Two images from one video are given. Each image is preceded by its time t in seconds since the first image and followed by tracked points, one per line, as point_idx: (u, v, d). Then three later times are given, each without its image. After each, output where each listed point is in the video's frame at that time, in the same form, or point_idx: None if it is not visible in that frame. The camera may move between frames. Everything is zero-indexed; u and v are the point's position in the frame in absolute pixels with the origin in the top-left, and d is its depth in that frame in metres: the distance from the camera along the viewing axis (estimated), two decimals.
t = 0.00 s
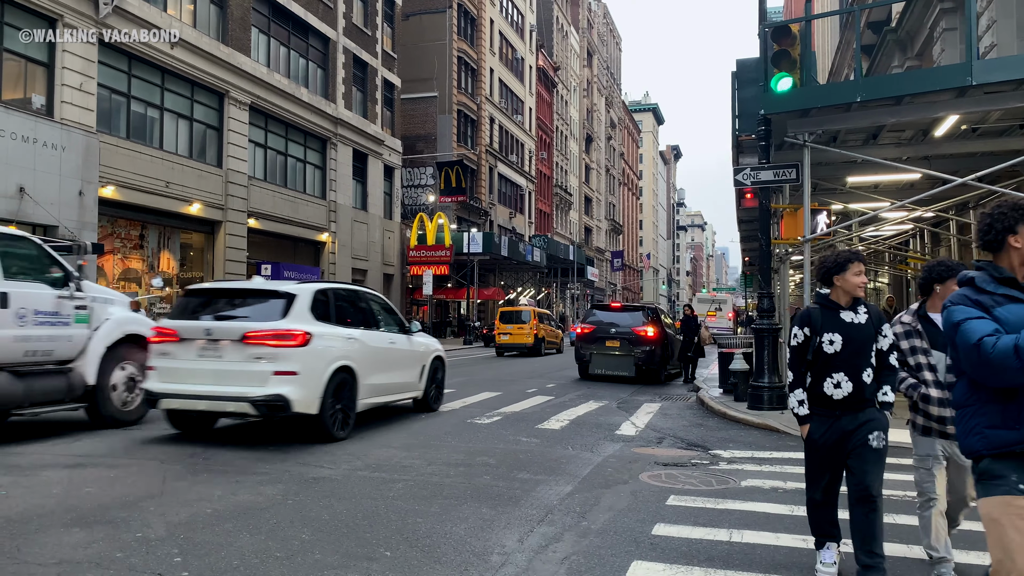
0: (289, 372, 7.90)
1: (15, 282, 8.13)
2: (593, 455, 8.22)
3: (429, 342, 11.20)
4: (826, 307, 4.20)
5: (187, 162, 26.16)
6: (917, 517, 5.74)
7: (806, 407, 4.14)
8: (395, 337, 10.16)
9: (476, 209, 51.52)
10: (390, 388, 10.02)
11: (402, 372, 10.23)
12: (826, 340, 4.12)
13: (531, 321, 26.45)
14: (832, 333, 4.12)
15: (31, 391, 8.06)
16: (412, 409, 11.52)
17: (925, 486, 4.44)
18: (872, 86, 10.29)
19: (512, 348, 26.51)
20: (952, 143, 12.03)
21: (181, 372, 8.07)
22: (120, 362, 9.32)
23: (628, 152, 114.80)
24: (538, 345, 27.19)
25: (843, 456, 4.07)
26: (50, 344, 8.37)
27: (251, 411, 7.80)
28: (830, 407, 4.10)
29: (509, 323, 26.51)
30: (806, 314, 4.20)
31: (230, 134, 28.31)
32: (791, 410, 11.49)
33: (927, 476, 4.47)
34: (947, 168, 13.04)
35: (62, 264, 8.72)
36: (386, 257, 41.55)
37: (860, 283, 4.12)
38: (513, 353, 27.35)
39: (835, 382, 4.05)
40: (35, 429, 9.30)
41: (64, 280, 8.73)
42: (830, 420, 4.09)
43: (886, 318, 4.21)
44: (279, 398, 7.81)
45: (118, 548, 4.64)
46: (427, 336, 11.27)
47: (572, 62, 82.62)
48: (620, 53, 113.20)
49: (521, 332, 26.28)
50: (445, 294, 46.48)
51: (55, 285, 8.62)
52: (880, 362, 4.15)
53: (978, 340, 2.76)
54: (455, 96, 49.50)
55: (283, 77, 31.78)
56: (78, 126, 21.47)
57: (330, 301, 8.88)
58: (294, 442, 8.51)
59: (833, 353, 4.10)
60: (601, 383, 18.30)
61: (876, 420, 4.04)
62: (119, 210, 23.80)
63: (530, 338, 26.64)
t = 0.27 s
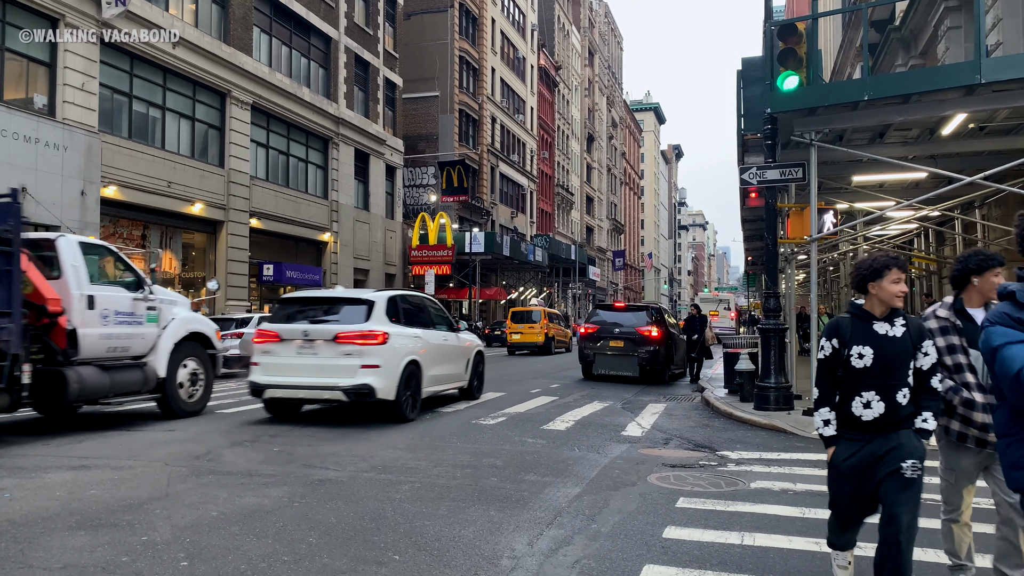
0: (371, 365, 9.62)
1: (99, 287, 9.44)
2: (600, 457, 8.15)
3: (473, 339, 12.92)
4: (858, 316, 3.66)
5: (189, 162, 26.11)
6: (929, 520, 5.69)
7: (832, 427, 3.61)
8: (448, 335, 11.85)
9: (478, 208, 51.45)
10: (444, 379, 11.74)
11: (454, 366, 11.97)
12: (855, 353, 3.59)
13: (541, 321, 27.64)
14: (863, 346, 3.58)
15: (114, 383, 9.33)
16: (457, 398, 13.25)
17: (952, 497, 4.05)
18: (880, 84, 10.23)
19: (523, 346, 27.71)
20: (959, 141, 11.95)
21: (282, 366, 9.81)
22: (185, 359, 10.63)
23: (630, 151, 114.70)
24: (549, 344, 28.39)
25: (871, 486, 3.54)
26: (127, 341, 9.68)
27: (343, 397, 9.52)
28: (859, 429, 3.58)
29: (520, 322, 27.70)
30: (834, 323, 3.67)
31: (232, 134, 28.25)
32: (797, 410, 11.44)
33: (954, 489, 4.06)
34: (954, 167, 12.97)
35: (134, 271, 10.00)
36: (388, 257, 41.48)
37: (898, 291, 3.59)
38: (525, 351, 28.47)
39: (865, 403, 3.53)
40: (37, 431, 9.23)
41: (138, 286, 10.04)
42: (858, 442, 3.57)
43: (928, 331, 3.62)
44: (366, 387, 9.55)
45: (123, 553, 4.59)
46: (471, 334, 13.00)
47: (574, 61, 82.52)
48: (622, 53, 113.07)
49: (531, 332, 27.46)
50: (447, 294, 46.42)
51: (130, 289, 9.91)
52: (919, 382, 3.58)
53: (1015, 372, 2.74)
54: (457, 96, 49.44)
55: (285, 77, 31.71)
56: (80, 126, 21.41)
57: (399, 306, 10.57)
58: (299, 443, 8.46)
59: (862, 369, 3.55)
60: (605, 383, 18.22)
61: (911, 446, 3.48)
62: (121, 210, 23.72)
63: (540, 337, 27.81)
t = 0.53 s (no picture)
0: (428, 359, 11.31)
1: (164, 293, 10.29)
2: (605, 460, 8.07)
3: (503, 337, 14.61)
4: (887, 311, 3.41)
5: (190, 162, 26.04)
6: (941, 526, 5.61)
7: (863, 424, 3.31)
8: (485, 334, 13.57)
9: (479, 209, 51.35)
10: (484, 372, 13.48)
11: (490, 360, 13.67)
12: (887, 353, 3.34)
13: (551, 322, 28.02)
14: (894, 344, 3.33)
15: (178, 380, 10.16)
16: (490, 389, 14.92)
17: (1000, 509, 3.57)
18: (887, 83, 10.14)
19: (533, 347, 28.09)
20: (966, 141, 11.86)
21: (351, 360, 11.48)
22: (234, 358, 11.49)
23: (631, 151, 114.63)
24: (558, 344, 28.75)
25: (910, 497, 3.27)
26: (188, 342, 10.51)
27: (405, 386, 11.22)
28: (895, 433, 3.30)
29: (530, 323, 28.01)
30: (863, 319, 3.43)
31: (233, 134, 28.19)
32: (803, 413, 11.38)
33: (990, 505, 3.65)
34: (960, 167, 12.88)
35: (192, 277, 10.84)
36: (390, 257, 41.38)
37: (931, 281, 3.33)
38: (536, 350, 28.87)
39: (900, 406, 3.28)
40: (39, 434, 9.17)
41: (195, 291, 10.88)
42: (896, 444, 3.29)
43: (964, 324, 3.38)
44: (426, 377, 11.26)
45: (125, 560, 4.52)
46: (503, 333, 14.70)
47: (575, 61, 82.40)
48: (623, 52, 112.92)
49: (541, 333, 27.82)
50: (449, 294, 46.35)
51: (189, 294, 10.75)
52: (958, 383, 3.34)
53: None
54: (458, 96, 49.37)
55: (286, 77, 31.63)
56: (81, 126, 21.32)
57: (448, 310, 12.28)
58: (301, 446, 8.39)
59: (895, 369, 3.32)
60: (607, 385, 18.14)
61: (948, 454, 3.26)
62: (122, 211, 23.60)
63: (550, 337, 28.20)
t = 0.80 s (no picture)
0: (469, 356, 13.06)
1: (217, 296, 11.31)
2: (610, 463, 8.00)
3: (528, 337, 16.37)
4: (921, 327, 3.09)
5: (191, 163, 25.98)
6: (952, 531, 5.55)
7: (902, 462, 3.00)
8: (516, 333, 15.38)
9: (480, 210, 51.28)
10: (513, 367, 15.31)
11: (518, 357, 15.45)
12: (925, 375, 3.02)
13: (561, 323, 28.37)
14: (933, 365, 3.01)
15: (232, 376, 11.16)
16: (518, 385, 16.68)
17: None
18: (893, 84, 10.08)
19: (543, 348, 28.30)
20: (972, 142, 11.79)
21: (404, 356, 13.22)
22: (278, 357, 12.50)
23: (632, 153, 114.57)
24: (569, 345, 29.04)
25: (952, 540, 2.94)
26: (238, 341, 11.50)
27: (451, 378, 13.00)
28: (934, 468, 2.99)
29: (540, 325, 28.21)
30: (893, 338, 3.12)
31: (235, 135, 28.13)
32: (809, 415, 11.31)
33: None
34: (966, 168, 12.81)
35: (240, 281, 11.78)
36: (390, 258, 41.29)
37: (970, 292, 3.02)
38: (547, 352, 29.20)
39: (941, 438, 2.97)
40: (40, 436, 9.10)
41: (242, 294, 11.89)
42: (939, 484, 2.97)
43: (1010, 338, 3.05)
44: (468, 371, 13.02)
45: (126, 565, 4.45)
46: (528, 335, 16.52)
47: (576, 62, 82.34)
48: (624, 54, 112.91)
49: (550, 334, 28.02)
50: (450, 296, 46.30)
51: (237, 297, 11.74)
52: (1005, 406, 3.02)
53: None
54: (459, 97, 49.32)
55: (288, 78, 31.59)
56: (82, 127, 21.27)
57: (486, 313, 14.03)
58: (304, 448, 8.32)
59: (934, 394, 3.00)
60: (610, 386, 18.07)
61: (998, 491, 2.94)
62: (122, 212, 23.53)
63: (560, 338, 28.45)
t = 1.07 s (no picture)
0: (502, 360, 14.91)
1: (263, 300, 12.21)
2: (616, 466, 7.96)
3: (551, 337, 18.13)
4: (969, 313, 2.80)
5: (193, 165, 25.95)
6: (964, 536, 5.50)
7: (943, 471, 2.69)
8: (541, 333, 17.18)
9: (481, 211, 51.25)
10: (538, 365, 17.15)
11: (544, 355, 17.21)
12: (975, 368, 2.72)
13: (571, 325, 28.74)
14: (985, 357, 2.71)
15: (277, 373, 12.05)
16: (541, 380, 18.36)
17: None
18: (899, 86, 10.05)
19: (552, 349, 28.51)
20: (977, 144, 11.76)
21: (446, 353, 15.05)
22: (315, 357, 13.39)
23: (633, 155, 114.54)
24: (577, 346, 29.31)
25: (1008, 560, 2.62)
26: (281, 342, 12.37)
27: (487, 373, 14.81)
28: (977, 476, 2.70)
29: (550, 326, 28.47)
30: (939, 324, 2.81)
31: (236, 137, 28.11)
32: (813, 418, 11.27)
33: None
34: (970, 170, 12.77)
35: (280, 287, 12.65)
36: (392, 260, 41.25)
37: None
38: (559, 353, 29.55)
39: (989, 443, 2.68)
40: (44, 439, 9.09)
41: (284, 299, 12.76)
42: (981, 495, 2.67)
43: None
44: (502, 367, 14.83)
45: (130, 572, 4.41)
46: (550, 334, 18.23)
47: (577, 64, 82.33)
48: (625, 56, 112.91)
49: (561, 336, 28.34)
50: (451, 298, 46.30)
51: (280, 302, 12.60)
52: None
53: None
54: (460, 99, 49.30)
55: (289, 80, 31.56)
56: (84, 129, 21.25)
57: (516, 316, 15.87)
58: (309, 452, 8.28)
59: (984, 391, 2.70)
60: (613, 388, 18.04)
61: None
62: (124, 213, 23.50)
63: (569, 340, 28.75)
